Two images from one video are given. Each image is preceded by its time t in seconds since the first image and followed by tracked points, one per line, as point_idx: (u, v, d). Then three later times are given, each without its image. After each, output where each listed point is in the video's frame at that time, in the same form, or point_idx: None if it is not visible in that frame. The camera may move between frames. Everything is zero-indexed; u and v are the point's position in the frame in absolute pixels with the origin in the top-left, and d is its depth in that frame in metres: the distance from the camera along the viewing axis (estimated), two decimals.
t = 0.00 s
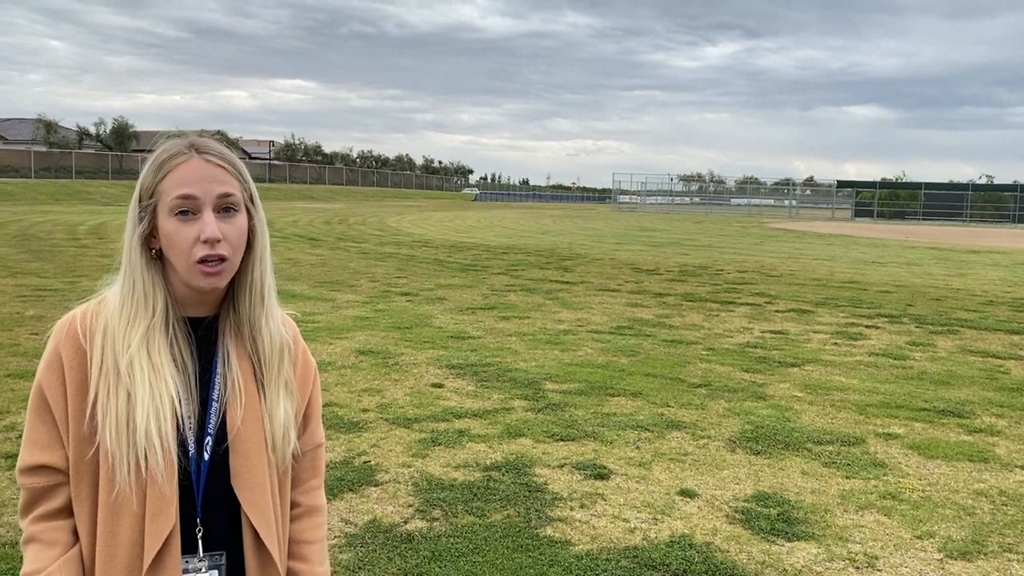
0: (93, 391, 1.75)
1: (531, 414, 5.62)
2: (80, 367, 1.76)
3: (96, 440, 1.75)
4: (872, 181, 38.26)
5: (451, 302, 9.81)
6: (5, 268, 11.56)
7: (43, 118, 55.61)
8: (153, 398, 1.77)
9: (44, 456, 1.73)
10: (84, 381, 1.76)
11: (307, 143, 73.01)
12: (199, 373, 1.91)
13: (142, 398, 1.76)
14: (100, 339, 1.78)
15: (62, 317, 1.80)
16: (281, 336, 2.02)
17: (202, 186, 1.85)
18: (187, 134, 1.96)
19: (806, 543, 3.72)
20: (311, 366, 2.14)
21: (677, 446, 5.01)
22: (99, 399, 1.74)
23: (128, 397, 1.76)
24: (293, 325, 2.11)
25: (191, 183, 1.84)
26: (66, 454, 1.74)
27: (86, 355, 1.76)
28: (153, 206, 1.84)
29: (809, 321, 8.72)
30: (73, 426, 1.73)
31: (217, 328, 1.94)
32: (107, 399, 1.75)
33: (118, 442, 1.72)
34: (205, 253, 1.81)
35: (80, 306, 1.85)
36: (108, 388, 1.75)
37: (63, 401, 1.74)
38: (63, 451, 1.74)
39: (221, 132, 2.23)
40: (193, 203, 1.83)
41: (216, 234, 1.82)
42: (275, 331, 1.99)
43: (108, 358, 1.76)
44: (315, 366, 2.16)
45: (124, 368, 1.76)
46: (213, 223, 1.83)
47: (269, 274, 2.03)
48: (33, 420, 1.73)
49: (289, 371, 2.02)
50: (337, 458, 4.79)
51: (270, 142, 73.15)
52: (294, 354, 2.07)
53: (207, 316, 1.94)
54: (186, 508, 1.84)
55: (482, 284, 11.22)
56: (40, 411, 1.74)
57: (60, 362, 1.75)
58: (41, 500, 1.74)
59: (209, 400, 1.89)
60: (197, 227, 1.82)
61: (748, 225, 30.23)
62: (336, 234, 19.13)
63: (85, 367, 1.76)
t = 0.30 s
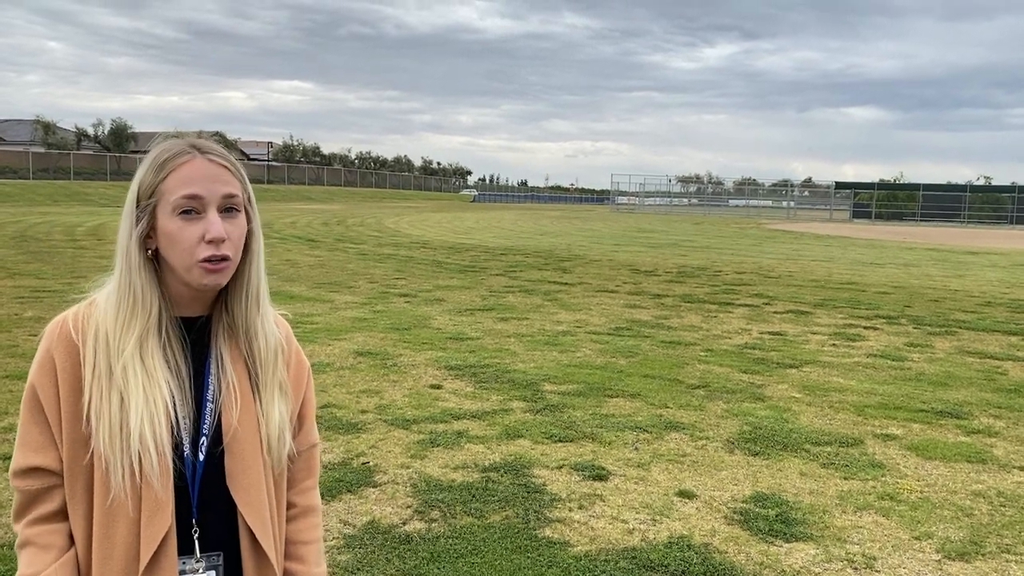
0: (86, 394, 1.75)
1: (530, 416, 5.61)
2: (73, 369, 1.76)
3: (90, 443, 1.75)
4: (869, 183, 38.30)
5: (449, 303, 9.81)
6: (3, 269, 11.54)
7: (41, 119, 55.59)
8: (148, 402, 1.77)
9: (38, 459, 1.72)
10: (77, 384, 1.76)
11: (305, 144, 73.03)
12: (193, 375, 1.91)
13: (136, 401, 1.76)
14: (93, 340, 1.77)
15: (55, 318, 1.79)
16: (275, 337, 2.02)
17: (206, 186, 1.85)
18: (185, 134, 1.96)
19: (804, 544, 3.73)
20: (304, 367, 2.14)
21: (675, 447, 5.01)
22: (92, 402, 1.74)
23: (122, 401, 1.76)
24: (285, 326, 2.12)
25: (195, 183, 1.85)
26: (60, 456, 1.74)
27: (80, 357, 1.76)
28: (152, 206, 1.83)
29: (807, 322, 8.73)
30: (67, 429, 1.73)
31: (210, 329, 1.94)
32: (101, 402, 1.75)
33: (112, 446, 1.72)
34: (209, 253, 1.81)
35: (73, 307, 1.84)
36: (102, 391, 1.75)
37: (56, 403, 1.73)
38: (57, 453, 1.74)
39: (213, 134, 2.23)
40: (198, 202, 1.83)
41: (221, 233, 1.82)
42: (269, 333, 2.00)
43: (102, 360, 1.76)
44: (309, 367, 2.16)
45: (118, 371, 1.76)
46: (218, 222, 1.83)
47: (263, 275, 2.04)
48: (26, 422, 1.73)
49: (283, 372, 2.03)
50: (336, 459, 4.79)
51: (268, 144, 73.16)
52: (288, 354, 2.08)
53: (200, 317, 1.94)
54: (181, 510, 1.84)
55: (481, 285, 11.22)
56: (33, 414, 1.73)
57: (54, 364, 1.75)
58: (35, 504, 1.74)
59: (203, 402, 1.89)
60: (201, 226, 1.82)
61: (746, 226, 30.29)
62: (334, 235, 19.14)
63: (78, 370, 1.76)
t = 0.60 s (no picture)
0: (82, 400, 1.74)
1: (527, 417, 5.61)
2: (68, 374, 1.75)
3: (86, 448, 1.75)
4: (867, 185, 38.35)
5: (447, 305, 9.80)
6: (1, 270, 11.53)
7: (38, 121, 55.61)
8: (144, 405, 1.77)
9: (35, 464, 1.72)
10: (73, 388, 1.75)
11: (303, 146, 73.13)
12: (187, 377, 1.90)
13: (133, 405, 1.76)
14: (88, 344, 1.77)
15: (49, 322, 1.79)
16: (268, 338, 2.03)
17: (201, 189, 1.86)
18: (179, 136, 1.96)
19: (801, 546, 3.73)
20: (297, 368, 2.14)
21: (672, 448, 5.01)
22: (88, 406, 1.74)
23: (118, 404, 1.76)
24: (278, 326, 2.12)
25: (190, 186, 1.85)
26: (57, 461, 1.74)
27: (75, 361, 1.76)
28: (145, 209, 1.83)
29: (804, 324, 8.74)
30: (63, 434, 1.73)
31: (203, 331, 1.94)
32: (97, 405, 1.75)
33: (109, 450, 1.72)
34: (204, 257, 1.81)
35: (66, 311, 1.84)
36: (97, 394, 1.75)
37: (52, 408, 1.73)
38: (53, 459, 1.74)
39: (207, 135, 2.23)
40: (192, 206, 1.84)
41: (215, 237, 1.82)
42: (262, 334, 2.00)
43: (97, 364, 1.76)
44: (301, 368, 2.16)
45: (113, 374, 1.76)
46: (213, 226, 1.83)
47: (255, 276, 2.04)
48: (22, 427, 1.73)
49: (276, 373, 2.03)
50: (333, 461, 4.78)
51: (266, 146, 73.23)
52: (281, 356, 2.08)
53: (194, 320, 1.94)
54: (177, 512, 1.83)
55: (478, 287, 11.22)
56: (29, 418, 1.74)
57: (48, 368, 1.74)
58: (32, 510, 1.74)
59: (197, 403, 1.89)
60: (196, 230, 1.82)
61: (744, 228, 30.35)
62: (333, 236, 19.13)
63: (74, 373, 1.76)
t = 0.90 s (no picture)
0: (80, 400, 1.74)
1: (524, 419, 5.61)
2: (66, 374, 1.75)
3: (84, 449, 1.75)
4: (863, 187, 38.46)
5: (444, 307, 9.80)
6: None
7: (34, 121, 55.52)
8: (141, 405, 1.77)
9: (34, 465, 1.72)
10: (70, 389, 1.75)
11: (300, 148, 73.09)
12: (185, 378, 1.90)
13: (130, 405, 1.76)
14: (85, 345, 1.77)
15: (46, 323, 1.79)
16: (266, 340, 2.03)
17: (195, 192, 1.85)
18: (175, 138, 1.96)
19: (798, 548, 3.73)
20: (294, 369, 2.14)
21: (669, 450, 5.01)
22: (86, 407, 1.74)
23: (115, 405, 1.76)
24: (275, 328, 2.12)
25: (184, 189, 1.84)
26: (54, 462, 1.74)
27: (71, 362, 1.75)
28: (140, 211, 1.83)
29: (800, 326, 8.76)
30: (61, 435, 1.73)
31: (201, 333, 1.93)
32: (94, 406, 1.74)
33: (106, 451, 1.72)
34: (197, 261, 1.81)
35: (63, 312, 1.84)
36: (95, 395, 1.75)
37: (49, 409, 1.73)
38: (51, 459, 1.74)
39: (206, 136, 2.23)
40: (186, 209, 1.83)
41: (209, 240, 1.82)
42: (259, 336, 1.99)
43: (94, 365, 1.76)
44: (299, 370, 2.16)
45: (110, 375, 1.76)
46: (206, 229, 1.83)
47: (252, 279, 2.04)
48: (19, 427, 1.73)
49: (273, 375, 2.03)
50: (329, 463, 4.78)
51: (263, 147, 73.16)
52: (277, 357, 2.08)
53: (191, 322, 1.93)
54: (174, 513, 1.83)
55: (475, 288, 11.22)
56: (26, 418, 1.73)
57: (46, 369, 1.74)
58: (31, 511, 1.73)
59: (195, 404, 1.89)
60: (190, 233, 1.81)
61: (740, 230, 30.40)
62: (329, 238, 19.12)
63: (71, 374, 1.76)
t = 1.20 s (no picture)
0: (77, 400, 1.74)
1: (518, 421, 5.61)
2: (63, 374, 1.75)
3: (80, 448, 1.74)
4: (857, 191, 38.56)
5: (439, 309, 9.80)
6: None
7: (27, 122, 55.33)
8: (138, 405, 1.76)
9: (30, 464, 1.71)
10: (68, 388, 1.75)
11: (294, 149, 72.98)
12: (183, 378, 1.90)
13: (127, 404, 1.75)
14: (83, 345, 1.77)
15: (44, 323, 1.79)
16: (264, 341, 2.02)
17: (190, 194, 1.84)
18: (171, 139, 1.95)
19: (791, 550, 3.74)
20: (293, 370, 2.13)
21: (664, 452, 5.02)
22: (83, 406, 1.74)
23: (113, 404, 1.75)
24: (275, 329, 2.11)
25: (179, 191, 1.84)
26: (51, 461, 1.73)
27: (69, 362, 1.75)
28: (136, 213, 1.83)
29: (794, 328, 8.78)
30: (57, 434, 1.72)
31: (200, 334, 1.93)
32: (92, 406, 1.74)
33: (103, 450, 1.71)
34: (193, 263, 1.80)
35: (62, 312, 1.83)
36: (92, 394, 1.75)
37: (47, 407, 1.73)
38: (47, 458, 1.73)
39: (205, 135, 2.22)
40: (181, 211, 1.83)
41: (204, 242, 1.81)
42: (258, 337, 1.99)
43: (92, 365, 1.76)
44: (298, 371, 2.15)
45: (108, 375, 1.76)
46: (201, 231, 1.82)
47: (252, 279, 2.03)
48: (16, 426, 1.72)
49: (272, 376, 2.02)
50: (323, 465, 4.77)
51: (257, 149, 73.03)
52: (277, 357, 2.07)
53: (189, 323, 1.93)
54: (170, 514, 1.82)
55: (469, 290, 11.22)
56: (23, 417, 1.73)
57: (44, 368, 1.74)
58: (26, 511, 1.72)
59: (193, 404, 1.88)
60: (185, 235, 1.81)
61: (735, 232, 30.44)
62: (324, 239, 19.08)
63: (69, 373, 1.75)
